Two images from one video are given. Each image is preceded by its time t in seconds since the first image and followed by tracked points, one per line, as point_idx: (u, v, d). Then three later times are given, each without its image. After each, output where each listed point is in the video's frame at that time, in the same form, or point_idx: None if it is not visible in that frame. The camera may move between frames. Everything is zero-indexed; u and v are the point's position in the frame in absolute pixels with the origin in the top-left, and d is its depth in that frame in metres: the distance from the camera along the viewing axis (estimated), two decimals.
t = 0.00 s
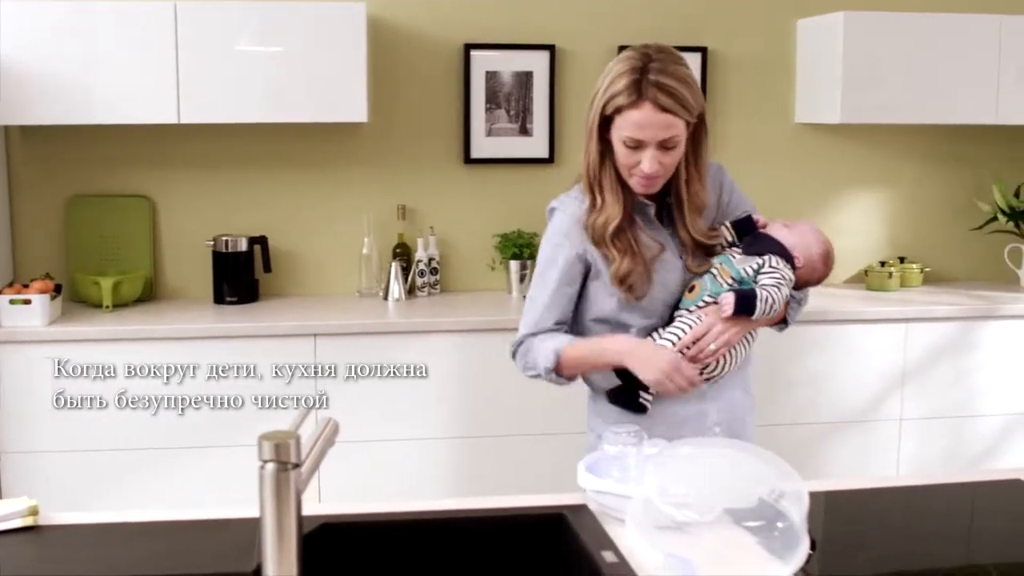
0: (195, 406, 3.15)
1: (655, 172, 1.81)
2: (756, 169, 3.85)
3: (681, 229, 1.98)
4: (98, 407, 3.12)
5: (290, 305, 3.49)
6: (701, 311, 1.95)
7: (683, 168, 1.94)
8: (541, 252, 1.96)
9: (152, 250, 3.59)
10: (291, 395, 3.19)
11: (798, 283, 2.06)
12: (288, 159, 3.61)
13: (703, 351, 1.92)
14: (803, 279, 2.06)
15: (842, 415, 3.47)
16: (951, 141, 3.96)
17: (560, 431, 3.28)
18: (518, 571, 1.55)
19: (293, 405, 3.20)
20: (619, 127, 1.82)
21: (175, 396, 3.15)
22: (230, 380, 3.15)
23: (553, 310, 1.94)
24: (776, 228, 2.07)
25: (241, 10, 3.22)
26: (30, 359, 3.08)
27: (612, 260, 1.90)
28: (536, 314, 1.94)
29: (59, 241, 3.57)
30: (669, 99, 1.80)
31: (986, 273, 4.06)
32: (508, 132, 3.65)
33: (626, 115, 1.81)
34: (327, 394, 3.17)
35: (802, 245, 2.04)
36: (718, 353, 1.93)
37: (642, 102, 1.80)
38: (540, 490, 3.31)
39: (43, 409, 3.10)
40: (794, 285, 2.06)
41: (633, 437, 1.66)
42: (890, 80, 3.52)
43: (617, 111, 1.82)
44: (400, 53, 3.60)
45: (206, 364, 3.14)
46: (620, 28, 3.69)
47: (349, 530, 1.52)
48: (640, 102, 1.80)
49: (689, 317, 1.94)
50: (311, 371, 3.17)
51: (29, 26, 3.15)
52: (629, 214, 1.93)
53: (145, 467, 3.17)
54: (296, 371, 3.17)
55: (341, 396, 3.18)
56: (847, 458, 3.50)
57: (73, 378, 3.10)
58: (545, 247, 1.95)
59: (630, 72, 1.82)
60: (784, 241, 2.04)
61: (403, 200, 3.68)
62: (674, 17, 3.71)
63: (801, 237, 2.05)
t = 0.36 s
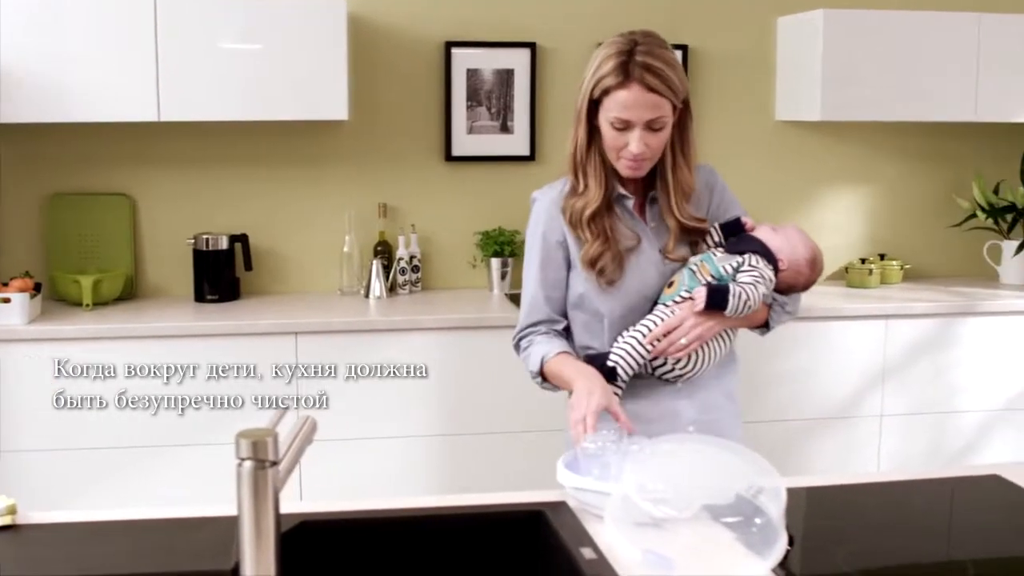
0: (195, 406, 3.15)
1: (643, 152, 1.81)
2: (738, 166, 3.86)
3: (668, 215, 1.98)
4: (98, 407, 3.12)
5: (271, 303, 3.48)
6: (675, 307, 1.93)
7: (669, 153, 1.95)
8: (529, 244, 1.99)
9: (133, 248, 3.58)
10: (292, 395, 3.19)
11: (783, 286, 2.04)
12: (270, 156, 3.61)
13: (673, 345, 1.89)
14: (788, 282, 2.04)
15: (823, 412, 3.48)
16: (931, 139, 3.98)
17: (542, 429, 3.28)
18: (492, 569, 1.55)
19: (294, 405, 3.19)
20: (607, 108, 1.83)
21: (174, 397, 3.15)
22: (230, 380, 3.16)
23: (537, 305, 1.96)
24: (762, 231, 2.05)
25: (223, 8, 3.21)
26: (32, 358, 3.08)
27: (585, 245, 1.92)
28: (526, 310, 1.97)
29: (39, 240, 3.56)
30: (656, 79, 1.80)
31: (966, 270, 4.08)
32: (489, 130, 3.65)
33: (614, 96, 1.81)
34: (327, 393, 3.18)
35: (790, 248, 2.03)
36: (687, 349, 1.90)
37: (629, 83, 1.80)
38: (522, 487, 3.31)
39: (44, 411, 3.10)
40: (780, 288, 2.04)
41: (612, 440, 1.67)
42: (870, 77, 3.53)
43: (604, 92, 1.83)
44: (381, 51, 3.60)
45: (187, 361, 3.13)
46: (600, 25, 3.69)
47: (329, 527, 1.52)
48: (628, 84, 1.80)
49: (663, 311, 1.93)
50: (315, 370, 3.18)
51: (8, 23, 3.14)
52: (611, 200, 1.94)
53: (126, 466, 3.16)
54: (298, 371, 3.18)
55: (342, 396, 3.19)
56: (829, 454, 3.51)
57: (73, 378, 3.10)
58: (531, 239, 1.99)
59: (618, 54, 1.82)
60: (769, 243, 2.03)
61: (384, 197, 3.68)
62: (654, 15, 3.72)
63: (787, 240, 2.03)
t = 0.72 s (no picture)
0: (196, 406, 3.16)
1: (646, 157, 1.80)
2: (722, 164, 3.87)
3: (663, 219, 1.98)
4: (98, 407, 3.12)
5: (255, 302, 3.48)
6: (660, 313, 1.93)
7: (668, 157, 1.95)
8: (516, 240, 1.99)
9: (116, 247, 3.57)
10: (291, 395, 3.19)
11: (769, 293, 2.02)
12: (255, 153, 3.60)
13: (656, 354, 1.91)
14: (773, 289, 2.02)
15: (807, 409, 3.49)
16: (913, 136, 3.99)
17: (526, 427, 3.29)
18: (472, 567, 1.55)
19: (293, 405, 3.18)
20: (609, 111, 1.81)
21: (174, 397, 3.15)
22: (229, 380, 3.16)
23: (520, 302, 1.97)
24: (751, 236, 2.02)
25: (206, 6, 3.21)
26: (32, 358, 3.07)
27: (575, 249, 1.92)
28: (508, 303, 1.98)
29: (21, 239, 3.55)
30: (659, 81, 1.79)
31: (948, 267, 4.09)
32: (473, 128, 3.65)
33: (617, 98, 1.79)
34: (328, 393, 3.18)
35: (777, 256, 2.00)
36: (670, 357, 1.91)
37: (632, 86, 1.79)
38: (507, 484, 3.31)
39: (43, 411, 3.09)
40: (765, 295, 2.03)
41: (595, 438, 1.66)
42: (852, 75, 3.54)
43: (607, 95, 1.81)
44: (364, 49, 3.60)
45: (171, 360, 3.13)
46: (584, 23, 3.70)
47: (312, 524, 1.52)
48: (631, 86, 1.79)
49: (646, 318, 1.94)
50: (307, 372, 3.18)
51: None
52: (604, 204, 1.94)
53: (109, 465, 3.15)
54: (296, 371, 3.18)
55: (340, 395, 3.19)
56: (812, 451, 3.52)
57: (73, 378, 3.09)
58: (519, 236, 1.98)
59: (620, 56, 1.80)
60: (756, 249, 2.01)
61: (368, 195, 3.68)
62: (637, 13, 3.73)
63: (775, 247, 2.00)
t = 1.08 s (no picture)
0: (195, 406, 3.16)
1: (617, 163, 1.78)
2: (705, 163, 3.87)
3: (641, 227, 1.95)
4: (98, 407, 3.11)
5: (238, 301, 3.47)
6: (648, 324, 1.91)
7: (649, 165, 1.91)
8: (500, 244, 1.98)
9: (98, 246, 3.56)
10: (291, 395, 3.19)
11: (751, 297, 2.02)
12: (239, 152, 3.60)
13: (645, 363, 1.90)
14: (756, 293, 2.02)
15: (790, 407, 3.50)
16: (895, 135, 4.01)
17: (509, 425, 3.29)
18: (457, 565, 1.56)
19: (293, 406, 3.19)
20: (582, 116, 1.80)
21: (174, 396, 3.15)
22: (229, 380, 3.16)
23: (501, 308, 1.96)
24: (735, 237, 2.01)
25: (190, 4, 3.20)
26: (33, 357, 3.07)
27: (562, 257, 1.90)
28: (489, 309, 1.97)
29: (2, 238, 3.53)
30: (635, 87, 1.77)
31: (930, 265, 4.11)
32: (456, 126, 3.65)
33: (590, 103, 1.79)
34: (327, 394, 3.19)
35: (761, 260, 1.99)
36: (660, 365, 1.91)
37: (606, 91, 1.78)
38: (492, 482, 3.32)
39: (44, 411, 3.09)
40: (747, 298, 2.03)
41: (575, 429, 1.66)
42: (835, 73, 3.55)
43: (580, 100, 1.81)
44: (348, 48, 3.59)
45: (153, 359, 3.12)
46: (567, 22, 3.70)
47: (294, 523, 1.52)
48: (605, 91, 1.78)
49: (633, 326, 1.92)
50: (315, 370, 3.18)
51: None
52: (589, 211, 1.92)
53: (91, 466, 3.13)
54: (294, 371, 3.18)
55: (340, 395, 3.20)
56: (795, 448, 3.53)
57: (73, 378, 3.09)
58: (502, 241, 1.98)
59: (594, 61, 1.80)
60: (740, 253, 2.00)
61: (352, 194, 3.68)
62: (620, 12, 3.73)
63: (758, 250, 1.99)
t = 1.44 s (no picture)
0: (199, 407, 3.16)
1: (586, 154, 1.80)
2: (689, 162, 3.88)
3: (607, 222, 1.96)
4: (100, 408, 3.11)
5: (222, 300, 3.47)
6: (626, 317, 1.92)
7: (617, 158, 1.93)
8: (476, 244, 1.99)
9: (81, 246, 3.55)
10: (294, 396, 3.19)
11: (730, 289, 2.03)
12: (224, 152, 3.59)
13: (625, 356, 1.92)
14: (735, 285, 2.02)
15: (774, 406, 3.51)
16: (878, 133, 4.02)
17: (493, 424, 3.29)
18: (434, 564, 1.56)
19: (294, 406, 3.19)
20: (549, 110, 1.82)
21: (177, 397, 3.16)
22: (233, 381, 3.16)
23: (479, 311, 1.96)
24: (710, 230, 2.02)
25: (174, 3, 3.19)
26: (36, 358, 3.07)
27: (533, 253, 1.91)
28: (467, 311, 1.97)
29: None
30: (599, 78, 1.79)
31: (914, 263, 4.12)
32: (440, 126, 3.65)
33: (557, 96, 1.80)
34: (329, 394, 3.19)
35: (737, 251, 2.00)
36: (640, 358, 1.92)
37: (571, 83, 1.80)
38: (476, 481, 3.32)
39: (45, 412, 3.08)
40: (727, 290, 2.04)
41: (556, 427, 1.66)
42: (818, 72, 3.56)
43: (546, 93, 1.82)
44: (332, 47, 3.59)
45: (137, 360, 3.11)
46: (551, 21, 3.70)
47: (277, 523, 1.52)
48: (570, 83, 1.79)
49: (612, 320, 1.93)
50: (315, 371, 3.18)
51: None
52: (561, 206, 1.94)
53: (75, 467, 3.12)
54: (297, 371, 3.18)
55: (345, 396, 3.20)
56: (779, 447, 3.53)
57: (76, 379, 3.09)
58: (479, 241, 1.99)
59: (558, 54, 1.82)
60: (717, 245, 2.00)
61: (335, 194, 3.67)
62: (604, 11, 3.73)
63: (735, 242, 2.00)
